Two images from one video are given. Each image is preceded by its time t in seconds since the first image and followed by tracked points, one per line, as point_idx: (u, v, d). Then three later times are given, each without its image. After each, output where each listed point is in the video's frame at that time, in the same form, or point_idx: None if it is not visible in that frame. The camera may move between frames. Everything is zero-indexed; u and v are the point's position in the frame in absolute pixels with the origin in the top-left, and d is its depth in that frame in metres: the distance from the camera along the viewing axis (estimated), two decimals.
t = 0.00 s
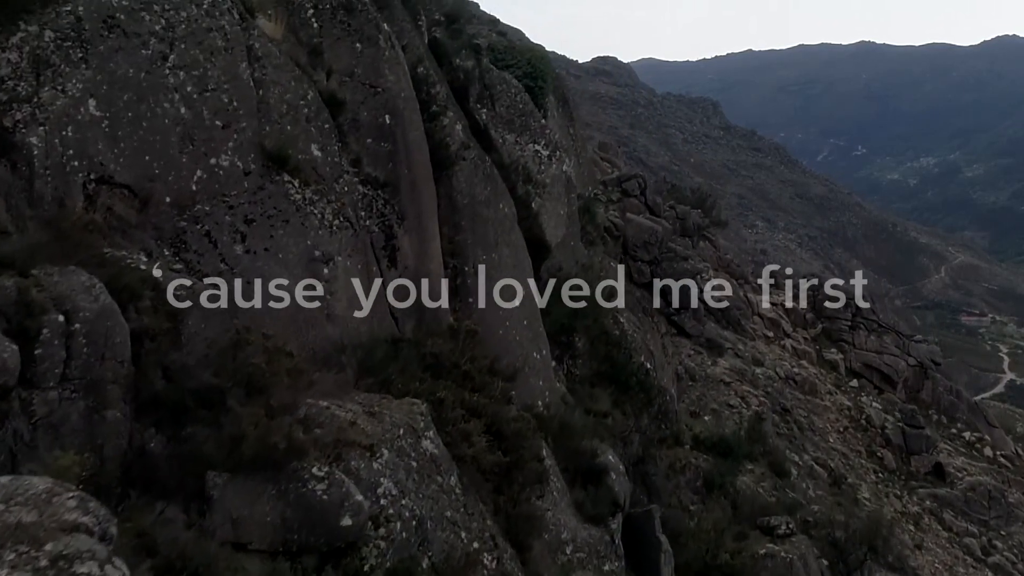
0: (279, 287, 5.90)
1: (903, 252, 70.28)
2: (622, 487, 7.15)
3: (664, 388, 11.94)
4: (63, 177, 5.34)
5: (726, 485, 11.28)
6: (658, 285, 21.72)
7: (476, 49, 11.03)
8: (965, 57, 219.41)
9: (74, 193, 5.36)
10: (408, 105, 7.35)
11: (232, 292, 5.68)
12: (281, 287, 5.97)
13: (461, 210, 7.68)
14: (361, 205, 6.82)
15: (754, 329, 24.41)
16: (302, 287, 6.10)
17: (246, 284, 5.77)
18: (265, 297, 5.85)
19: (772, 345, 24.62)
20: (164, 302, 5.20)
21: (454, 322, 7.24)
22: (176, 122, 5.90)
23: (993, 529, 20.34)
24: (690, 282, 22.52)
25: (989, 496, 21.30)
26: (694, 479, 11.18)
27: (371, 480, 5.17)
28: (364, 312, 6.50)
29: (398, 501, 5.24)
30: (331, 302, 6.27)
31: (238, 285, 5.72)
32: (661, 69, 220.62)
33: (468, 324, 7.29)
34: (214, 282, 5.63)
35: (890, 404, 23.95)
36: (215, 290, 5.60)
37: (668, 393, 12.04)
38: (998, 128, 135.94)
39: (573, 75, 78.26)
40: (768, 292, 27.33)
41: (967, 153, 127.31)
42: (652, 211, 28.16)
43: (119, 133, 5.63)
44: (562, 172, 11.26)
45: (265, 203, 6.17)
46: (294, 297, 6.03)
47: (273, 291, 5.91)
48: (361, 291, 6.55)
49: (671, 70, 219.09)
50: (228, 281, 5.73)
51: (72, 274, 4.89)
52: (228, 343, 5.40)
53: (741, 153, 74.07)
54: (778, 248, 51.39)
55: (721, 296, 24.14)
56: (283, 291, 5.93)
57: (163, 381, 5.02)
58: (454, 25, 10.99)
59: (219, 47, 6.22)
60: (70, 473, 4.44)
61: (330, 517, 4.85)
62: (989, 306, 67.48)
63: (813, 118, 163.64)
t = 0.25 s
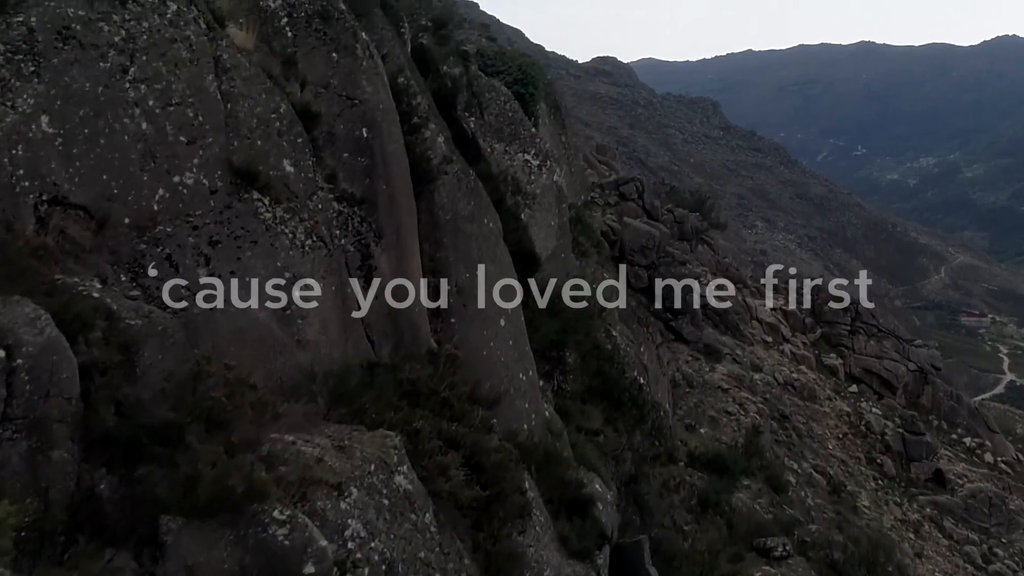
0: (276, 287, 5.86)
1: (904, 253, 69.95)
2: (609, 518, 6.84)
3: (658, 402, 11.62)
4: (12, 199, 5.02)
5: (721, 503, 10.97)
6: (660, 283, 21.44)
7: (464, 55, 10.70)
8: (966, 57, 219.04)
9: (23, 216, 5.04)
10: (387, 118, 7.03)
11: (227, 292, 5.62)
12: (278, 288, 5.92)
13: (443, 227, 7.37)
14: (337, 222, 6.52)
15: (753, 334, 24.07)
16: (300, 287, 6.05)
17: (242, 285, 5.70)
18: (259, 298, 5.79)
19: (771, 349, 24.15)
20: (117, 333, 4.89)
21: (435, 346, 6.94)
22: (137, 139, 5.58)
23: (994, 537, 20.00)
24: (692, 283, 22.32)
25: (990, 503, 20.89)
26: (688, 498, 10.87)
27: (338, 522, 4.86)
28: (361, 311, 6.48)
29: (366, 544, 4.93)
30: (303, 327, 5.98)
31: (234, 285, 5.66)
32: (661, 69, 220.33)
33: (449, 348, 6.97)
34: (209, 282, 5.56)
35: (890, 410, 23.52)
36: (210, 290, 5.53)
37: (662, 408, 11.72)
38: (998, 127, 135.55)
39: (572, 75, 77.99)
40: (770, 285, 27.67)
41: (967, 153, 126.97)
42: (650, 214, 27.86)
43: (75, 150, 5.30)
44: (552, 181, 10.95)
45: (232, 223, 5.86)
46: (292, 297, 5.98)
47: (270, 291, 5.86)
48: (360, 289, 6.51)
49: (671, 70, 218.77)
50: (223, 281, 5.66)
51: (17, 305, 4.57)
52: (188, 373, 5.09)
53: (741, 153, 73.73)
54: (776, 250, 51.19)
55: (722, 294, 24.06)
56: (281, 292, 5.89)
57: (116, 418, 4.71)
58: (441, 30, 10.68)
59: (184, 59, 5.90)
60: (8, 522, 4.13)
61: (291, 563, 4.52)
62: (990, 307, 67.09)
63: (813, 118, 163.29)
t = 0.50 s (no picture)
0: (274, 288, 5.79)
1: (903, 254, 69.61)
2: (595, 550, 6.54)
3: (651, 417, 11.32)
4: None
5: (715, 521, 10.66)
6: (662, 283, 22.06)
7: (452, 62, 10.40)
8: (965, 57, 218.63)
9: None
10: (363, 131, 6.74)
11: (223, 293, 5.54)
12: (275, 287, 5.86)
13: (422, 244, 7.06)
14: (310, 240, 6.23)
15: (751, 338, 23.74)
16: (296, 287, 5.99)
17: (238, 286, 5.62)
18: (255, 297, 5.72)
19: (770, 353, 23.81)
20: (66, 366, 4.59)
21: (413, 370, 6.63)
22: (93, 157, 5.26)
23: (994, 543, 19.64)
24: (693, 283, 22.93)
25: (989, 509, 20.40)
26: (681, 516, 10.55)
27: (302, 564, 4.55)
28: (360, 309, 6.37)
29: None
30: (272, 352, 5.69)
31: (230, 285, 5.58)
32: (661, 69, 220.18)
33: (426, 373, 6.66)
34: (205, 282, 5.47)
35: (888, 415, 23.08)
36: (205, 290, 5.44)
37: (655, 423, 11.42)
38: (998, 127, 135.15)
39: (572, 76, 77.85)
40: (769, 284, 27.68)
41: (967, 153, 126.60)
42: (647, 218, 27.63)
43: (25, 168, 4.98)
44: (542, 191, 10.65)
45: (196, 244, 5.58)
46: (289, 297, 5.93)
47: (267, 291, 5.80)
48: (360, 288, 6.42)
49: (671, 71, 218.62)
50: (218, 281, 5.57)
51: None
52: (145, 406, 4.78)
53: (740, 154, 73.41)
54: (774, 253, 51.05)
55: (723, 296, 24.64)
56: (278, 292, 5.83)
57: (63, 457, 4.42)
58: (427, 36, 10.40)
59: (145, 71, 5.59)
60: None
61: None
62: (991, 307, 66.64)
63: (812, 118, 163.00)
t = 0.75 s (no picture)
0: (271, 288, 5.75)
1: (902, 255, 69.35)
2: None
3: (642, 434, 11.00)
4: None
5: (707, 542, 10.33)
6: (664, 285, 21.87)
7: (436, 69, 10.09)
8: (965, 57, 218.39)
9: None
10: (334, 146, 6.41)
11: (219, 293, 5.49)
12: (271, 287, 5.81)
13: (398, 264, 6.75)
14: (277, 262, 5.91)
15: (749, 344, 23.40)
16: (293, 288, 5.94)
17: (233, 286, 5.57)
18: (251, 298, 5.66)
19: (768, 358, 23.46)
20: None
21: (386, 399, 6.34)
22: (39, 176, 4.89)
23: (995, 552, 19.31)
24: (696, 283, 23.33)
25: (991, 517, 20.13)
26: (673, 538, 10.23)
27: None
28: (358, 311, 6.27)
29: None
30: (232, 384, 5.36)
31: (226, 285, 5.53)
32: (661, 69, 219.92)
33: (398, 404, 6.37)
34: (201, 282, 5.41)
35: (888, 421, 22.78)
36: (201, 290, 5.38)
37: (647, 440, 11.11)
38: (998, 127, 134.91)
39: (572, 76, 77.59)
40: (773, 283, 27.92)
41: (967, 153, 126.35)
42: (644, 222, 27.33)
43: None
44: (530, 202, 10.32)
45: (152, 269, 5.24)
46: (286, 297, 5.88)
47: (263, 291, 5.75)
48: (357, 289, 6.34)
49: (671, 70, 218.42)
50: (215, 281, 5.51)
51: None
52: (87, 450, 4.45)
53: (740, 154, 73.12)
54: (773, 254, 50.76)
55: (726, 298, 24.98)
56: (275, 292, 5.78)
57: None
58: (410, 44, 10.09)
59: (97, 86, 5.26)
60: None
61: None
62: (991, 308, 66.37)
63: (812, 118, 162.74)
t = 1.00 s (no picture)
0: (267, 287, 5.71)
1: (901, 256, 69.17)
2: None
3: (633, 451, 10.69)
4: None
5: (699, 562, 10.02)
6: (666, 284, 21.76)
7: (419, 77, 9.77)
8: (965, 57, 218.35)
9: None
10: (302, 162, 6.11)
11: (215, 293, 5.47)
12: (269, 287, 5.76)
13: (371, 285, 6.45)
14: (239, 285, 5.61)
15: (746, 348, 23.04)
16: (291, 286, 5.85)
17: (230, 286, 5.54)
18: (247, 298, 5.62)
19: (766, 364, 23.06)
20: None
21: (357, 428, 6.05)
22: None
23: (995, 559, 19.00)
24: (699, 283, 23.76)
25: (992, 524, 19.81)
26: (664, 558, 9.93)
27: None
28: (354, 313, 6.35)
29: None
30: (188, 416, 5.06)
31: (224, 284, 5.52)
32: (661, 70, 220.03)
33: (369, 434, 6.08)
34: (197, 282, 5.40)
35: (888, 427, 22.43)
36: (198, 290, 5.37)
37: (638, 456, 10.81)
38: (998, 126, 134.69)
39: (571, 76, 77.30)
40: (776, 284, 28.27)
41: (967, 153, 126.17)
42: (641, 225, 27.04)
43: None
44: (516, 214, 10.01)
45: (102, 295, 4.92)
46: (283, 297, 5.80)
47: (260, 291, 5.70)
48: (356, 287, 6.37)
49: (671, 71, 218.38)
50: (211, 280, 5.49)
51: None
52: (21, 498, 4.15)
53: (739, 154, 72.87)
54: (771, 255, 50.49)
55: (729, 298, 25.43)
56: (272, 292, 5.74)
57: None
58: (393, 50, 9.79)
59: (44, 102, 4.95)
60: None
61: None
62: (991, 309, 66.14)
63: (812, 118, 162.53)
